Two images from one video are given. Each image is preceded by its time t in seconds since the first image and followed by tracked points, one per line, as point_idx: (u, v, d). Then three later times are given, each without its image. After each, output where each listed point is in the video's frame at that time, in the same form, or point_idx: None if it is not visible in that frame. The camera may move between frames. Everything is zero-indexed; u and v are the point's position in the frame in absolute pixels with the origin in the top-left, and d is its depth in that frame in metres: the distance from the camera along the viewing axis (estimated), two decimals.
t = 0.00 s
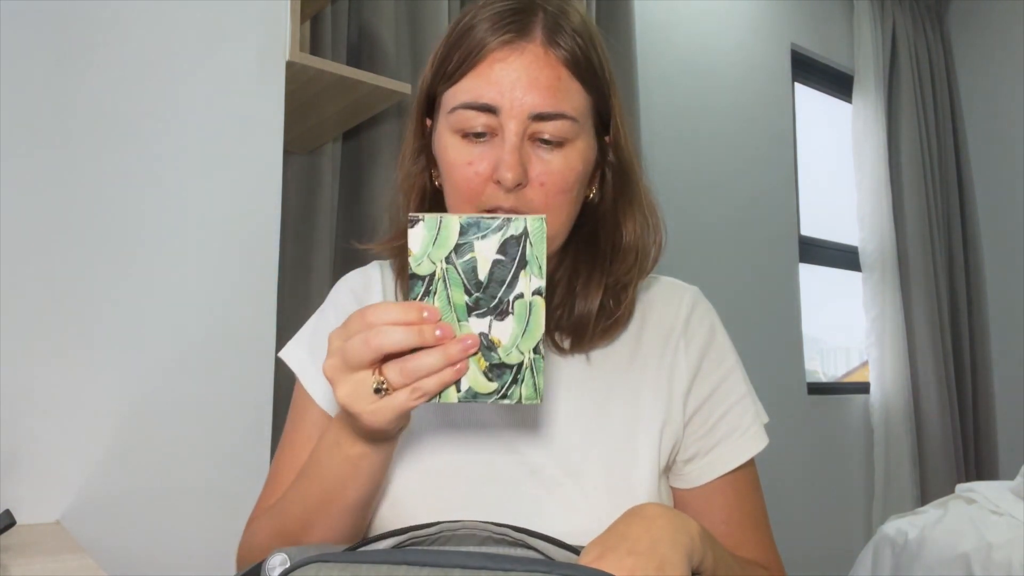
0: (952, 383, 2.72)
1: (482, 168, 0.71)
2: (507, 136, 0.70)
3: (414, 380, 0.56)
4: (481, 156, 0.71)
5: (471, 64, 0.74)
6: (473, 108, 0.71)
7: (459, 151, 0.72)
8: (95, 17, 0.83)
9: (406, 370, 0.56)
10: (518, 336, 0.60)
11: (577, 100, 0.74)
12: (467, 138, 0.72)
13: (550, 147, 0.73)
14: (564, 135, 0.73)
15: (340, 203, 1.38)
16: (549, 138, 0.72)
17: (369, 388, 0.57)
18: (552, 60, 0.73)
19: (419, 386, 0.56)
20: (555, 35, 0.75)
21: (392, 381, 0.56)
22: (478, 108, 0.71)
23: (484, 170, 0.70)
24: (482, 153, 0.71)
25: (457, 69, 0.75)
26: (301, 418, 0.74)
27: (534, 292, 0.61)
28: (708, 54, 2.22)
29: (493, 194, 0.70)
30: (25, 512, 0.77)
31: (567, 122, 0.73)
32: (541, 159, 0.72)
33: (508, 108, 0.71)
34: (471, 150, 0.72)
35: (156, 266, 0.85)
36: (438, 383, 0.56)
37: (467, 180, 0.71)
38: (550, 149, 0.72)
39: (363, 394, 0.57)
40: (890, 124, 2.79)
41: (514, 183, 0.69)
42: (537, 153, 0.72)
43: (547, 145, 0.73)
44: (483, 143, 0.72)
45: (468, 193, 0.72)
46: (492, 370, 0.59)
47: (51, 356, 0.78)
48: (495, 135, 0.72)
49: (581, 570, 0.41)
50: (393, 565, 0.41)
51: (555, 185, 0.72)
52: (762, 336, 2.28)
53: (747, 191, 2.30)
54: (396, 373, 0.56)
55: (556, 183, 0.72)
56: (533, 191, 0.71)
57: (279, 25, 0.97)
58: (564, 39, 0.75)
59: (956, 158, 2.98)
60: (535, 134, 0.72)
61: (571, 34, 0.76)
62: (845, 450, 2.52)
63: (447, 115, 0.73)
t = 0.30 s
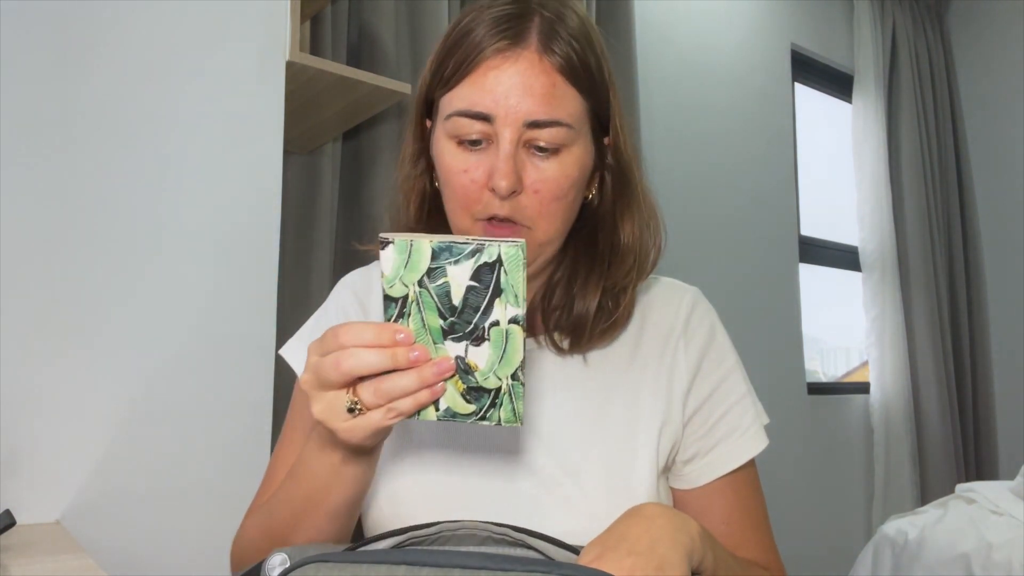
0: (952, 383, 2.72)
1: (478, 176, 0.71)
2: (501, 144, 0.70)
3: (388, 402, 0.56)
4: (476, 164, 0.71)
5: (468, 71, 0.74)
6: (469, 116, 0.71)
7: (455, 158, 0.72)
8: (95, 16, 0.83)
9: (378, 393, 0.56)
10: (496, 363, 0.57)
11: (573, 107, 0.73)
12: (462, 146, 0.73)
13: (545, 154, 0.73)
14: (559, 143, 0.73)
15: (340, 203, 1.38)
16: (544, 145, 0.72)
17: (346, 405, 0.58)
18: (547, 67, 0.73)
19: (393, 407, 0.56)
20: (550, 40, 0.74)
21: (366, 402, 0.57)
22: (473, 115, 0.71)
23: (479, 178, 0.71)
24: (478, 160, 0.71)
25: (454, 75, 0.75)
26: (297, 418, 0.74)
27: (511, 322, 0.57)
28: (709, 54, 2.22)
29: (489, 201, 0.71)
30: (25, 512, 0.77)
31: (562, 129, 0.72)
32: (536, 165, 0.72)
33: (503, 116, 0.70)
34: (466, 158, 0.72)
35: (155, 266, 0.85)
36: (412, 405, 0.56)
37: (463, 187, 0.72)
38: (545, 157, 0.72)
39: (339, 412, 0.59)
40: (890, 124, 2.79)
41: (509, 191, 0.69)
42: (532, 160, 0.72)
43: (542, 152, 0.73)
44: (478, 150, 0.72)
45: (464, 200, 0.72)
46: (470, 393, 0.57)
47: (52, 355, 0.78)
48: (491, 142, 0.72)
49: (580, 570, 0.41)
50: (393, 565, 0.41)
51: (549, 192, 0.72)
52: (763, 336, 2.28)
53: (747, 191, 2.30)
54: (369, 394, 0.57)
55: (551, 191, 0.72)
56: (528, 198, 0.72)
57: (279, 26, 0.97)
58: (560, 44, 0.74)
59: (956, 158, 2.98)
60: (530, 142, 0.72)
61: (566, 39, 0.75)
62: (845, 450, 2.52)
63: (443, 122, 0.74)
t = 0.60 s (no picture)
0: (952, 383, 2.73)
1: (476, 184, 0.71)
2: (500, 153, 0.70)
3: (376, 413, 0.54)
4: (474, 172, 0.71)
5: (466, 79, 0.73)
6: (467, 125, 0.71)
7: (454, 165, 0.72)
8: (95, 16, 0.83)
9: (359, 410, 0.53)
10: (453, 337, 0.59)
11: (572, 115, 0.73)
12: (461, 153, 0.72)
13: (543, 162, 0.73)
14: (557, 151, 0.73)
15: (340, 203, 1.38)
16: (542, 154, 0.72)
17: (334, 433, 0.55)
18: (546, 75, 0.72)
19: (381, 414, 0.54)
20: (549, 47, 0.74)
21: (351, 425, 0.54)
22: (471, 125, 0.71)
23: (478, 186, 0.71)
24: (476, 169, 0.71)
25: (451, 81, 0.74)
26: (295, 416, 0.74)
27: (460, 294, 0.59)
28: (709, 54, 2.22)
29: (487, 210, 0.71)
30: (25, 512, 0.77)
31: (561, 138, 0.72)
32: (534, 174, 0.72)
33: (502, 125, 0.70)
34: (465, 165, 0.72)
35: (156, 266, 0.85)
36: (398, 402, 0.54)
37: (461, 194, 0.72)
38: (543, 165, 0.73)
39: (329, 440, 0.56)
40: (890, 124, 2.79)
41: (507, 201, 0.70)
42: (530, 169, 0.72)
43: (540, 160, 0.73)
44: (476, 158, 0.72)
45: (462, 206, 0.72)
46: (437, 367, 0.58)
47: (52, 355, 0.78)
48: (489, 150, 0.72)
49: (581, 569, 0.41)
50: (393, 564, 0.41)
51: (548, 200, 0.72)
52: (763, 336, 2.28)
53: (747, 191, 2.30)
54: (350, 417, 0.54)
55: (549, 198, 0.72)
56: (526, 206, 0.72)
57: (279, 25, 0.97)
58: (558, 51, 0.74)
59: (956, 158, 2.98)
60: (528, 150, 0.72)
61: (565, 46, 0.74)
62: (845, 449, 2.52)
63: (442, 129, 0.73)
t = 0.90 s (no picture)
0: (952, 384, 2.73)
1: (481, 210, 0.69)
2: (505, 183, 0.68)
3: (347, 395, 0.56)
4: (480, 198, 0.69)
5: (469, 104, 0.68)
6: (472, 153, 0.68)
7: (459, 188, 0.70)
8: (95, 16, 0.83)
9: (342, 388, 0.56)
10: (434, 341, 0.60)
11: (581, 140, 0.69)
12: (465, 176, 0.70)
13: (550, 185, 0.70)
14: (565, 176, 0.70)
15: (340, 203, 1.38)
16: (549, 180, 0.69)
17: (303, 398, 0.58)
18: (553, 101, 0.68)
19: (352, 400, 0.56)
20: (556, 68, 0.69)
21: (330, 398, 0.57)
22: (475, 152, 0.67)
23: (483, 212, 0.69)
24: (481, 194, 0.69)
25: (453, 104, 0.69)
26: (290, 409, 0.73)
27: (452, 288, 0.61)
28: (709, 55, 2.22)
29: (492, 234, 0.69)
30: (25, 512, 0.77)
31: (569, 166, 0.69)
32: (541, 200, 0.70)
33: (507, 155, 0.67)
34: (470, 189, 0.70)
35: (156, 265, 0.85)
36: (370, 395, 0.56)
37: (466, 218, 0.70)
38: (549, 189, 0.70)
39: (299, 410, 0.57)
40: (890, 123, 2.79)
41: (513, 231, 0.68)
42: (536, 194, 0.70)
43: (547, 184, 0.70)
44: (482, 182, 0.70)
45: (467, 229, 0.71)
46: (419, 371, 0.59)
47: (51, 355, 0.78)
48: (495, 175, 0.69)
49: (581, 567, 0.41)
50: (395, 563, 0.41)
51: (555, 224, 0.71)
52: (763, 336, 2.28)
53: (747, 191, 2.30)
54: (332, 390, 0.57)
55: (555, 222, 0.71)
56: (532, 230, 0.70)
57: (279, 25, 0.97)
58: (566, 72, 0.68)
59: (956, 158, 2.98)
60: (534, 176, 0.69)
61: (573, 65, 0.69)
62: (845, 449, 2.52)
63: (446, 151, 0.70)
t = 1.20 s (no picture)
0: (952, 384, 2.73)
1: (488, 220, 0.69)
2: (512, 194, 0.68)
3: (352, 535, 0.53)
4: (486, 209, 0.69)
5: (473, 114, 0.67)
6: (477, 164, 0.67)
7: (465, 198, 0.70)
8: (97, 16, 0.83)
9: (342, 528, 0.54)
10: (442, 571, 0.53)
11: (587, 150, 0.69)
12: (470, 187, 0.70)
13: (556, 195, 0.70)
14: (571, 185, 0.70)
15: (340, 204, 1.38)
16: (555, 190, 0.69)
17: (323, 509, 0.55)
18: (558, 112, 0.67)
19: None
20: (561, 77, 0.68)
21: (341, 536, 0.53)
22: (481, 165, 0.67)
23: (490, 223, 0.69)
24: (487, 204, 0.69)
25: (456, 113, 0.68)
26: (270, 383, 0.76)
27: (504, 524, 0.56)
28: (709, 54, 2.22)
29: (499, 244, 0.70)
30: (25, 512, 0.76)
31: (574, 176, 0.69)
32: (546, 210, 0.70)
33: (513, 166, 0.67)
34: (475, 199, 0.70)
35: (156, 265, 0.85)
36: None
37: (472, 227, 0.70)
38: (555, 200, 0.70)
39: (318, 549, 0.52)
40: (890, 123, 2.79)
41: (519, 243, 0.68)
42: (542, 204, 0.70)
43: (553, 193, 0.70)
44: (488, 192, 0.70)
45: (474, 237, 0.71)
46: None
47: (52, 354, 0.78)
48: (500, 186, 0.69)
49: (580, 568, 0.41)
50: (394, 565, 0.41)
51: (561, 233, 0.71)
52: (762, 336, 2.28)
53: (747, 191, 2.29)
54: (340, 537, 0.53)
55: (562, 231, 0.71)
56: (539, 239, 0.70)
57: (280, 26, 0.97)
58: (571, 82, 0.68)
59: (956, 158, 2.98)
60: (540, 186, 0.69)
61: (579, 74, 0.68)
62: (845, 449, 2.52)
63: (450, 161, 0.70)
